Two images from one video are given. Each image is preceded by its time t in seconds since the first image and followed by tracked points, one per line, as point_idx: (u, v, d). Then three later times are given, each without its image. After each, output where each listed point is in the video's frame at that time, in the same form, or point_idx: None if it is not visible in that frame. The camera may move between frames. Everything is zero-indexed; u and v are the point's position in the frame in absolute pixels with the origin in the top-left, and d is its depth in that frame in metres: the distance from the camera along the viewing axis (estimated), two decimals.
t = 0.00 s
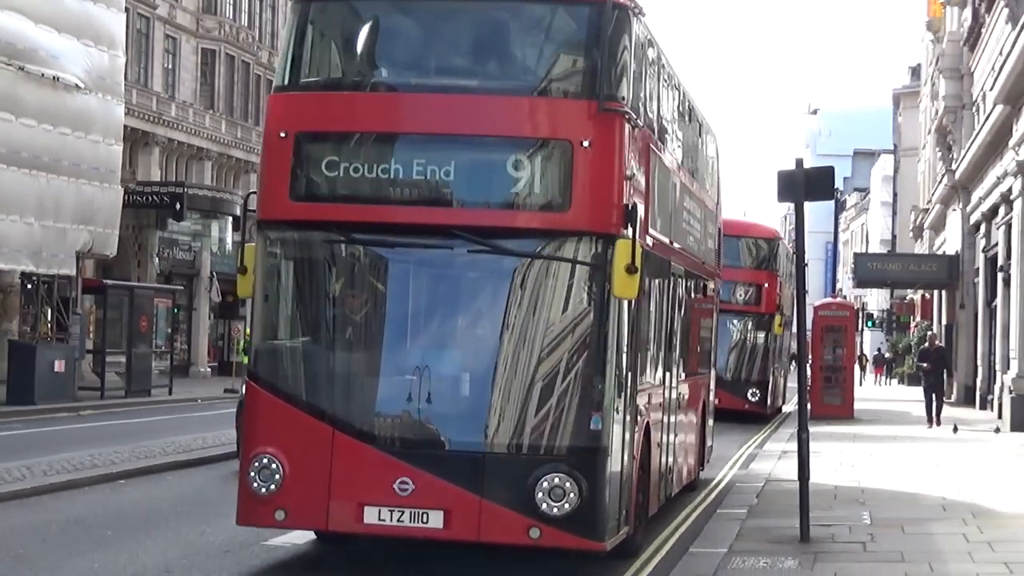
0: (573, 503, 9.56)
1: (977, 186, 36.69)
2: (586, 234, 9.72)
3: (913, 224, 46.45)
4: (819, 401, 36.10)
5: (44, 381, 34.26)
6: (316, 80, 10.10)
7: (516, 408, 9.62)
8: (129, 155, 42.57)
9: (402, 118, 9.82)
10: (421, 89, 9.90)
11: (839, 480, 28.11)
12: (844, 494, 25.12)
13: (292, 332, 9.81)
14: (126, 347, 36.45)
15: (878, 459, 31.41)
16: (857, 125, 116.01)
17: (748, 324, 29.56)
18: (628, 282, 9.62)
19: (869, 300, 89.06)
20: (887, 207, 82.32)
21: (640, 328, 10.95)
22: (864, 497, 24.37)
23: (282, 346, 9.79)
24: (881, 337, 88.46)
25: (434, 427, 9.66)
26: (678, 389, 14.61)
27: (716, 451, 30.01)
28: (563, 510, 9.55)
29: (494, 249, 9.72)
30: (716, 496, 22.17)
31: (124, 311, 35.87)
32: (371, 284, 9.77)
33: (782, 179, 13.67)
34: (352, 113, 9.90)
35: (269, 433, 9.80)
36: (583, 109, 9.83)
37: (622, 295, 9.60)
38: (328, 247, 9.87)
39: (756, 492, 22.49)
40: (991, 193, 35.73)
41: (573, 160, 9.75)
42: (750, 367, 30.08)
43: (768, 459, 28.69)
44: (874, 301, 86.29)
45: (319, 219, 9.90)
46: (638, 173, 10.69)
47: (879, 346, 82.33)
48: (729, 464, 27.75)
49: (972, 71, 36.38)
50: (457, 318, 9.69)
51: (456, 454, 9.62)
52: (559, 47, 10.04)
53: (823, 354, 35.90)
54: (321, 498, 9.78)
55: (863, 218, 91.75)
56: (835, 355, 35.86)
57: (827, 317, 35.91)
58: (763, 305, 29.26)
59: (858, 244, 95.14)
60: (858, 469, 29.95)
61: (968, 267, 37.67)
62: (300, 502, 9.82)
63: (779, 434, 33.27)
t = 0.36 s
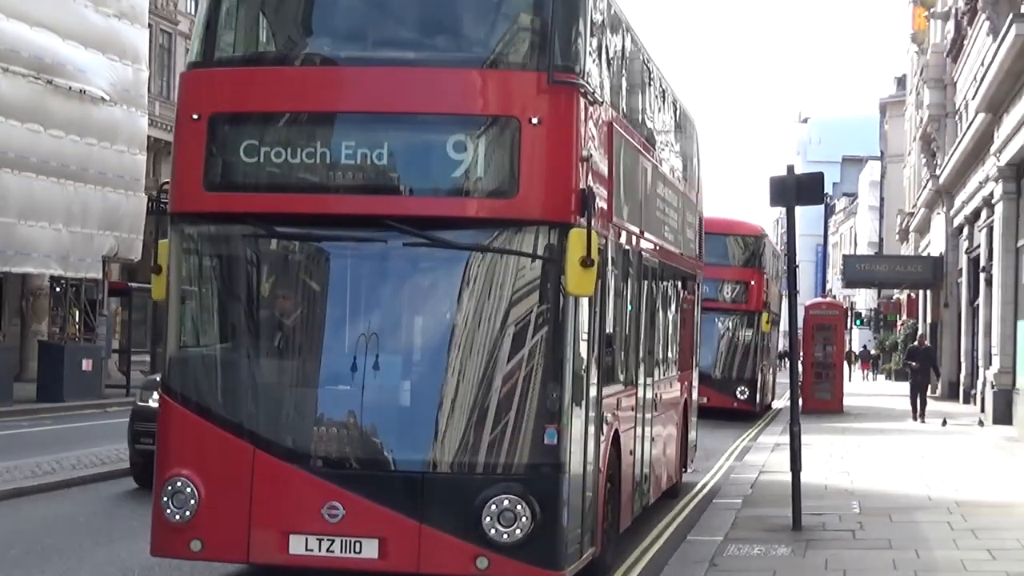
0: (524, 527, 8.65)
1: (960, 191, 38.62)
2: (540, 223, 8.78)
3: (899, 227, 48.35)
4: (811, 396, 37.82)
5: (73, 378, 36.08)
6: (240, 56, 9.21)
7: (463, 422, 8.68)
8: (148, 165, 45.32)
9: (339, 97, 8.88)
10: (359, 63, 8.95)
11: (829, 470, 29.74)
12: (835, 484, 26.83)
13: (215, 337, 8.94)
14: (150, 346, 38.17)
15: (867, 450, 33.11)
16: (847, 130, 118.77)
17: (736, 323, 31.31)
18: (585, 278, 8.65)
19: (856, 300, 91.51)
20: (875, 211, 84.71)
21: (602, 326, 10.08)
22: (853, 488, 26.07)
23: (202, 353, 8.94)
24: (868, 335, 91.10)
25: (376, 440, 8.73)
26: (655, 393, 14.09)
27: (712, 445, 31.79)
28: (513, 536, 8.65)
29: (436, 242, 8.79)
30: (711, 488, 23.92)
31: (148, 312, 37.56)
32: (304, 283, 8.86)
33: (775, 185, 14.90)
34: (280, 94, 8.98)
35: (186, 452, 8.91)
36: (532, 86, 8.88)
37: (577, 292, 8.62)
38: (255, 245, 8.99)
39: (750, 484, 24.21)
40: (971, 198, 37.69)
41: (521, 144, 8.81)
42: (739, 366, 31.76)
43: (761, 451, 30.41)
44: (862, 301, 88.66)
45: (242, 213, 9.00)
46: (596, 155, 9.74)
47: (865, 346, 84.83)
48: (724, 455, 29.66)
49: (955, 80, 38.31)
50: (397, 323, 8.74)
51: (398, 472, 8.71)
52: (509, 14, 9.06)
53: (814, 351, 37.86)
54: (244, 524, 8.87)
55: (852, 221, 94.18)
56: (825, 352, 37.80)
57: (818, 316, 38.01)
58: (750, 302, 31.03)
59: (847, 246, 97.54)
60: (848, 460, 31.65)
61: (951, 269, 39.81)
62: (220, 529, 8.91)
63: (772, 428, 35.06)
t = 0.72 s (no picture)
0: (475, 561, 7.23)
1: (963, 193, 40.28)
2: (499, 201, 7.39)
3: (905, 229, 49.88)
4: (821, 391, 39.34)
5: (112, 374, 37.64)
6: (154, 7, 7.78)
7: (410, 435, 7.26)
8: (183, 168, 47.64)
9: (275, 52, 7.46)
10: (296, 16, 7.55)
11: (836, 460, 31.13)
12: (840, 474, 28.32)
13: (124, 334, 7.49)
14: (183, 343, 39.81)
15: (875, 440, 34.53)
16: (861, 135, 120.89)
17: (739, 317, 32.96)
18: (549, 266, 7.28)
19: (863, 297, 93.64)
20: (879, 211, 86.86)
21: (570, 322, 8.77)
22: (858, 477, 27.52)
23: (102, 352, 7.51)
24: (873, 332, 93.10)
25: (317, 456, 7.27)
26: (637, 395, 13.12)
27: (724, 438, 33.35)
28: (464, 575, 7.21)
29: (378, 223, 7.34)
30: (721, 477, 25.53)
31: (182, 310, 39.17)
32: (232, 271, 7.42)
33: (782, 189, 16.34)
34: (198, 52, 7.56)
35: (87, 472, 7.44)
36: (488, 40, 7.49)
37: (539, 283, 7.25)
38: (167, 226, 7.56)
39: (762, 475, 25.70)
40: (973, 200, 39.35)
41: (476, 108, 7.40)
42: (743, 359, 33.42)
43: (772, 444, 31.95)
44: (869, 298, 90.80)
45: (156, 190, 7.57)
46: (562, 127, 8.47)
47: (869, 342, 87.07)
48: (734, 448, 31.29)
49: (958, 86, 39.84)
50: (335, 315, 7.30)
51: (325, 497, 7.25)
52: None
53: (824, 348, 39.49)
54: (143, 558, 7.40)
55: (859, 221, 96.43)
56: (834, 348, 39.39)
57: (827, 314, 39.86)
58: (754, 295, 32.64)
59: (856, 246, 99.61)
60: (855, 448, 33.11)
61: (955, 268, 41.54)
62: (118, 563, 7.43)
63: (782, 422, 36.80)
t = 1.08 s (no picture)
0: None
1: (970, 196, 41.85)
2: (434, 181, 6.44)
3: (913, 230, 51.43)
4: (833, 386, 40.68)
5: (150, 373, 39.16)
6: None
7: (332, 446, 6.27)
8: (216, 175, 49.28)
9: None
10: None
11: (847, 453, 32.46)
12: (852, 466, 29.68)
13: (4, 322, 6.45)
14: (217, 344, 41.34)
15: (884, 434, 35.86)
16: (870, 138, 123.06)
17: (751, 315, 33.43)
18: (489, 259, 6.23)
19: (874, 294, 95.54)
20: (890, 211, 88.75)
21: (524, 325, 7.74)
22: (869, 470, 28.89)
23: None
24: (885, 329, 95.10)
25: (232, 461, 6.24)
26: (633, 407, 11.88)
27: (740, 433, 34.73)
28: None
29: (288, 208, 6.33)
30: (738, 470, 27.01)
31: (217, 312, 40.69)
32: (125, 265, 6.41)
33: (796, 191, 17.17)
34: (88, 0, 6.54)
35: None
36: None
37: (476, 283, 6.21)
38: (50, 212, 6.49)
39: (777, 467, 27.14)
40: (980, 202, 40.78)
41: (403, 72, 6.44)
42: (757, 359, 33.93)
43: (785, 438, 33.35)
44: (880, 296, 92.65)
45: (33, 166, 6.52)
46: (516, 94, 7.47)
47: (879, 340, 89.02)
48: (748, 442, 32.64)
49: (965, 92, 41.24)
50: (261, 302, 6.30)
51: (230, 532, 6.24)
52: None
53: (836, 345, 41.02)
54: None
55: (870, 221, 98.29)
56: (846, 345, 40.93)
57: (839, 312, 41.55)
58: (765, 293, 33.00)
59: (866, 245, 101.38)
60: (866, 441, 34.47)
61: (962, 267, 43.02)
62: None
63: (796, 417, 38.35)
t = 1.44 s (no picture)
0: None
1: (963, 201, 43.40)
2: (300, 111, 5.05)
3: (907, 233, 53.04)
4: (832, 385, 42.26)
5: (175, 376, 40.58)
6: None
7: (189, 434, 4.87)
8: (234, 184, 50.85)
9: None
10: None
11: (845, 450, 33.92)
12: (850, 462, 31.14)
13: None
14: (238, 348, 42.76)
15: (880, 430, 37.35)
16: (864, 143, 125.45)
17: (749, 315, 33.81)
18: (348, 205, 4.74)
19: (871, 297, 97.60)
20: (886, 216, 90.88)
21: (466, 310, 6.84)
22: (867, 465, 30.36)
23: None
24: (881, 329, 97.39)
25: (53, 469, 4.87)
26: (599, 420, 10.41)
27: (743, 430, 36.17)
28: None
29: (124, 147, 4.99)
30: (741, 467, 28.50)
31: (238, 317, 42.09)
32: None
33: (797, 197, 18.04)
34: None
35: None
36: None
37: (326, 239, 4.72)
38: None
39: (778, 463, 28.62)
40: (973, 207, 42.32)
41: None
42: (754, 360, 34.44)
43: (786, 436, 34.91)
44: (877, 299, 94.72)
45: None
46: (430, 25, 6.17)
47: (876, 342, 91.16)
48: (751, 440, 34.12)
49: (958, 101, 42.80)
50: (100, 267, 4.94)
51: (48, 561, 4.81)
52: None
53: (835, 345, 42.52)
54: None
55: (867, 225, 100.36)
56: (845, 345, 42.45)
57: (837, 313, 43.09)
58: (762, 292, 33.47)
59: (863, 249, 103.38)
60: (863, 438, 35.96)
61: (956, 269, 44.57)
62: None
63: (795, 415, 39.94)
